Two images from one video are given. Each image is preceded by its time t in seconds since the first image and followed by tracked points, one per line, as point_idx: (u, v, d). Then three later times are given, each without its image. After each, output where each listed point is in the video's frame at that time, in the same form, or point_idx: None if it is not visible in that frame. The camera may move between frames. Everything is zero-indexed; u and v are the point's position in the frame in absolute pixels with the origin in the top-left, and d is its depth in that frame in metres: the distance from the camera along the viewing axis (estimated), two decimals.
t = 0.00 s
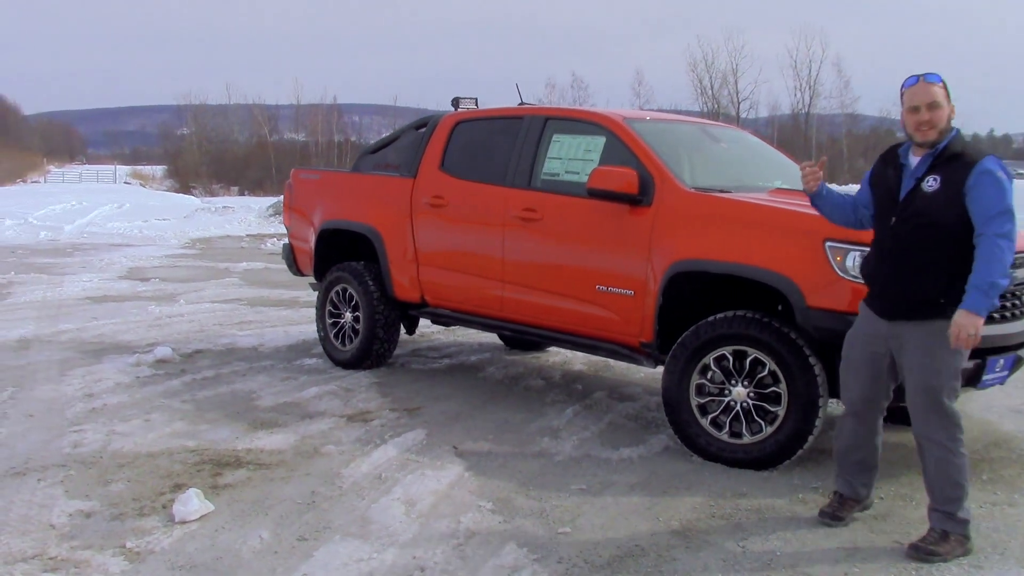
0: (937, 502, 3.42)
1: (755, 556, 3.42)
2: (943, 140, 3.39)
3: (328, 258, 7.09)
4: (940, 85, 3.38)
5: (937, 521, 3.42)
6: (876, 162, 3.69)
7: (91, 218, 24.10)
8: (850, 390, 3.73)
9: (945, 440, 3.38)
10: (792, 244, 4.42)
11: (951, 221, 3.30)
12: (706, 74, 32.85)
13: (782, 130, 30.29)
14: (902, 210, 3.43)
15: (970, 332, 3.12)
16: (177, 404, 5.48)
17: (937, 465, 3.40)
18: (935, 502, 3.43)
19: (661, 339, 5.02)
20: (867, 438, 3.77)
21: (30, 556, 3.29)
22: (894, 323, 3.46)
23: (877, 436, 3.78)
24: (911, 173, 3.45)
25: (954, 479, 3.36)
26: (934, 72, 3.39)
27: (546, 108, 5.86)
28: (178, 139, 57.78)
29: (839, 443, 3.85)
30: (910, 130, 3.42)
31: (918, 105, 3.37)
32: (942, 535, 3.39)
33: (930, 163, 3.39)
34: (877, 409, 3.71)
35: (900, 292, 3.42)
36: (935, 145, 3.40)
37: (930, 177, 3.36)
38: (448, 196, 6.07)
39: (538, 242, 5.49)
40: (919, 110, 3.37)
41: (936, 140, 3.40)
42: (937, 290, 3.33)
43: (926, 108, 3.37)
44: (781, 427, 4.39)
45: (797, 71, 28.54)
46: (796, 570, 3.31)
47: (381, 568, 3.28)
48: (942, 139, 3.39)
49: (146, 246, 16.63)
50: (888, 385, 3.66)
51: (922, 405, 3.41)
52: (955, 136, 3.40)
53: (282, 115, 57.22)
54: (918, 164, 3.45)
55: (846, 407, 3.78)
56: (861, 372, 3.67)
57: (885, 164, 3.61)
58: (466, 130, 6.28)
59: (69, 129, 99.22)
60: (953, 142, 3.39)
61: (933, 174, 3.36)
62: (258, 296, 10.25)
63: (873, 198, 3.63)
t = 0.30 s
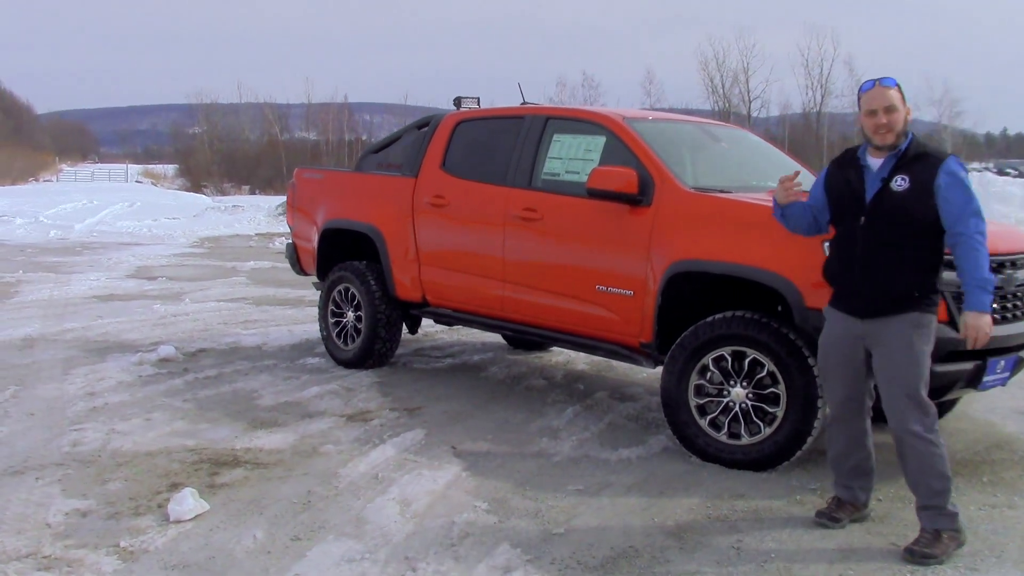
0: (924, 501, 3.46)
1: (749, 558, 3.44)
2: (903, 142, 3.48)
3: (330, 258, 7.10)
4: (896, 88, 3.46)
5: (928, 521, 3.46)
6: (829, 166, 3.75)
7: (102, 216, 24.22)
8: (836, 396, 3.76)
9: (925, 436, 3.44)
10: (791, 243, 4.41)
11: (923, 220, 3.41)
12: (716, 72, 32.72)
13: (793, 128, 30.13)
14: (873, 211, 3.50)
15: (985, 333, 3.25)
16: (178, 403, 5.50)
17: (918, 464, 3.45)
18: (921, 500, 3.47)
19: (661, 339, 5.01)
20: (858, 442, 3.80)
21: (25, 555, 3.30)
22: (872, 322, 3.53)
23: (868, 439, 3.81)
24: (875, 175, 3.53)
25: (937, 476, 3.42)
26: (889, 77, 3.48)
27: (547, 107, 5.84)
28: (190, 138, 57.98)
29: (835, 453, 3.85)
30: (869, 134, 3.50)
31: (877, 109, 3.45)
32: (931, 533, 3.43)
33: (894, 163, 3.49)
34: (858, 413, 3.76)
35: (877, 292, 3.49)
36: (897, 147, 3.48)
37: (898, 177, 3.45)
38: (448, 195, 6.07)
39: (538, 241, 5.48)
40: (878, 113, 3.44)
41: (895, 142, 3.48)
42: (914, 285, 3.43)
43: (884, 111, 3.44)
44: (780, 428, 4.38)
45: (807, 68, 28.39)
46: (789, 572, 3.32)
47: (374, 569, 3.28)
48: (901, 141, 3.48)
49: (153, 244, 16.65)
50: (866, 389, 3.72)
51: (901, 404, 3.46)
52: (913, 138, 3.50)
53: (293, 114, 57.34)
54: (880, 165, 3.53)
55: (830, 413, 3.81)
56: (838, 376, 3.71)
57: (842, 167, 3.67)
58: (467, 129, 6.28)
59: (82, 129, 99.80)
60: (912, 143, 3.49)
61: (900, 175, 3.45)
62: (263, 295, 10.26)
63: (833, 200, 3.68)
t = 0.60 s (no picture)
0: (918, 494, 3.51)
1: (747, 559, 3.42)
2: (878, 140, 3.57)
3: (335, 258, 7.10)
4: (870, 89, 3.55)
5: (921, 515, 3.50)
6: (805, 170, 3.79)
7: (113, 216, 24.31)
8: (836, 394, 3.78)
9: (925, 429, 3.52)
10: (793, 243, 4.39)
11: (908, 214, 3.49)
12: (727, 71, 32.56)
13: (804, 127, 29.95)
14: (859, 210, 3.57)
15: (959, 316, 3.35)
16: (181, 403, 5.52)
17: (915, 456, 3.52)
18: (913, 494, 3.52)
19: (662, 339, 4.99)
20: (857, 442, 3.82)
21: (22, 554, 3.31)
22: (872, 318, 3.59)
23: (869, 440, 3.82)
24: (858, 174, 3.60)
25: (933, 468, 3.49)
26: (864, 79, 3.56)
27: (550, 107, 5.83)
28: (201, 138, 58.18)
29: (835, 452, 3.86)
30: (846, 135, 3.57)
31: (854, 110, 3.52)
32: (926, 525, 3.48)
33: (875, 161, 3.57)
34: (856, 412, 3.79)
35: (872, 290, 3.55)
36: (874, 147, 3.57)
37: (881, 175, 3.53)
38: (451, 195, 6.06)
39: (540, 241, 5.47)
40: (855, 115, 3.52)
41: (872, 142, 3.56)
42: (911, 279, 3.51)
43: (861, 112, 3.52)
44: (781, 429, 4.37)
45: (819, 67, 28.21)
46: (787, 573, 3.31)
47: (370, 569, 3.27)
48: (877, 140, 3.57)
49: (162, 244, 16.69)
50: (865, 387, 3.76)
51: (905, 396, 3.52)
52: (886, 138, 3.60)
53: (303, 113, 57.44)
54: (859, 164, 3.60)
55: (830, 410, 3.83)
56: (837, 372, 3.74)
57: (819, 170, 3.71)
58: (470, 129, 6.26)
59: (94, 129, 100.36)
60: (886, 142, 3.58)
61: (882, 172, 3.54)
62: (270, 295, 10.28)
63: (815, 203, 3.73)
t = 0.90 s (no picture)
0: (936, 482, 3.68)
1: (747, 560, 3.43)
2: (880, 140, 3.62)
3: (340, 258, 7.10)
4: (871, 89, 3.59)
5: (942, 499, 3.68)
6: (810, 171, 3.86)
7: (125, 216, 24.40)
8: (844, 393, 3.81)
9: (940, 420, 3.65)
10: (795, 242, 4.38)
11: (911, 211, 3.54)
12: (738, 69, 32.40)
13: (816, 125, 29.77)
14: (864, 209, 3.63)
15: (964, 309, 3.33)
16: (186, 402, 5.55)
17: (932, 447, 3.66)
18: (932, 482, 3.68)
19: (665, 338, 4.97)
20: (861, 441, 3.83)
21: (22, 553, 3.33)
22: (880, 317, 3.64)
23: (873, 439, 3.84)
24: (861, 174, 3.66)
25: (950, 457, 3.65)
26: (866, 78, 3.61)
27: (553, 106, 5.81)
28: (213, 138, 58.40)
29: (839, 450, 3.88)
30: (849, 135, 3.61)
31: (857, 109, 3.57)
32: (948, 510, 3.66)
33: (877, 159, 3.63)
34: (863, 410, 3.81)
35: (880, 289, 3.60)
36: (875, 146, 3.61)
37: (883, 173, 3.59)
38: (455, 195, 6.05)
39: (543, 240, 5.46)
40: (857, 114, 3.56)
41: (874, 141, 3.61)
42: (916, 277, 3.56)
43: (863, 111, 3.57)
44: (784, 429, 4.36)
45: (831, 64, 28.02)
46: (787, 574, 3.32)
47: (368, 569, 3.27)
48: (879, 139, 3.62)
49: (172, 244, 16.73)
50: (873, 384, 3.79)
51: (919, 393, 3.62)
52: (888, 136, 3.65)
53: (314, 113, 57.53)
54: (862, 164, 3.66)
55: (837, 409, 3.85)
56: (847, 372, 3.78)
57: (822, 171, 3.78)
58: (474, 128, 6.25)
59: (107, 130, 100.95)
60: (889, 140, 3.64)
61: (885, 170, 3.59)
62: (278, 295, 10.31)
63: (820, 203, 3.79)
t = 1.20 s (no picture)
0: (941, 476, 3.75)
1: (742, 559, 3.42)
2: (907, 141, 3.61)
3: (342, 257, 7.10)
4: (903, 88, 3.59)
5: (951, 495, 3.75)
6: (830, 168, 3.80)
7: (133, 216, 24.48)
8: (850, 392, 3.79)
9: (947, 418, 3.70)
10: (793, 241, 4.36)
11: (933, 215, 3.53)
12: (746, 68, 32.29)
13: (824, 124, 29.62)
14: (889, 209, 3.59)
15: (959, 314, 3.37)
16: (187, 402, 5.57)
17: (939, 443, 3.72)
18: (937, 476, 3.75)
19: (664, 338, 4.96)
20: (863, 441, 3.81)
21: (18, 552, 3.34)
22: (892, 318, 3.63)
23: (875, 439, 3.82)
24: (886, 175, 3.63)
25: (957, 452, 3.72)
26: (899, 78, 3.60)
27: (553, 104, 5.80)
28: (221, 138, 58.57)
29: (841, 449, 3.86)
30: (875, 132, 3.62)
31: (885, 108, 3.57)
32: (954, 505, 3.74)
33: (903, 161, 3.60)
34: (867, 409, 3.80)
35: (900, 291, 3.58)
36: (902, 146, 3.61)
37: (910, 175, 3.56)
38: (456, 194, 6.03)
39: (544, 239, 5.44)
40: (886, 112, 3.57)
41: (900, 142, 3.60)
42: (932, 280, 3.56)
43: (892, 110, 3.57)
44: (782, 428, 4.35)
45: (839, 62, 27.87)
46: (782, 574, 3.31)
47: (362, 568, 3.27)
48: (906, 140, 3.61)
49: (178, 245, 16.77)
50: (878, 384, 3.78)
51: (930, 392, 3.65)
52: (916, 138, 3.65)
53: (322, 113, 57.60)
54: (889, 164, 3.63)
55: (842, 408, 3.83)
56: (854, 370, 3.77)
57: (846, 168, 3.73)
58: (475, 127, 6.24)
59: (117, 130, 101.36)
60: (915, 142, 3.62)
61: (912, 172, 3.56)
62: (282, 294, 10.34)
63: (841, 202, 3.73)
